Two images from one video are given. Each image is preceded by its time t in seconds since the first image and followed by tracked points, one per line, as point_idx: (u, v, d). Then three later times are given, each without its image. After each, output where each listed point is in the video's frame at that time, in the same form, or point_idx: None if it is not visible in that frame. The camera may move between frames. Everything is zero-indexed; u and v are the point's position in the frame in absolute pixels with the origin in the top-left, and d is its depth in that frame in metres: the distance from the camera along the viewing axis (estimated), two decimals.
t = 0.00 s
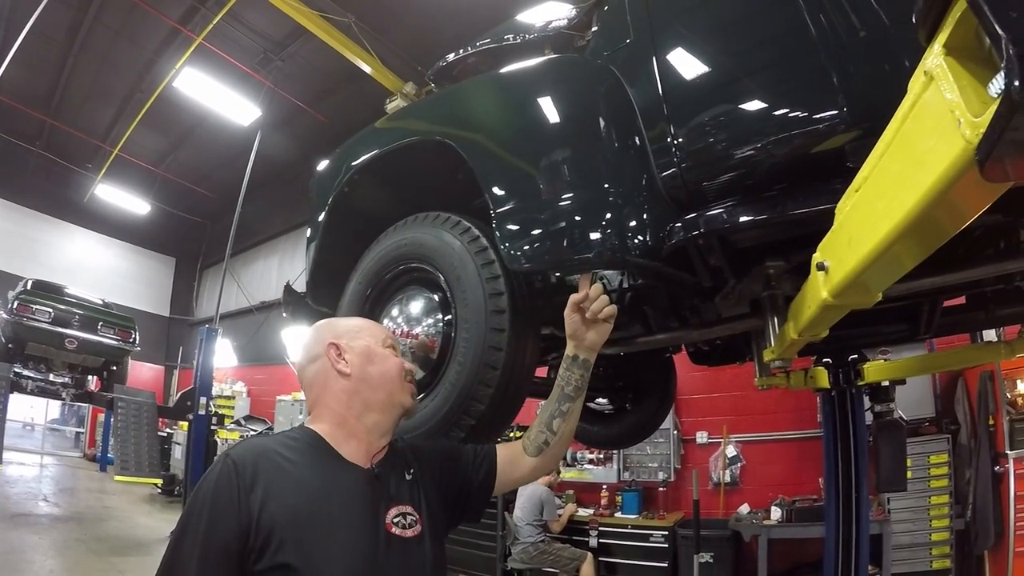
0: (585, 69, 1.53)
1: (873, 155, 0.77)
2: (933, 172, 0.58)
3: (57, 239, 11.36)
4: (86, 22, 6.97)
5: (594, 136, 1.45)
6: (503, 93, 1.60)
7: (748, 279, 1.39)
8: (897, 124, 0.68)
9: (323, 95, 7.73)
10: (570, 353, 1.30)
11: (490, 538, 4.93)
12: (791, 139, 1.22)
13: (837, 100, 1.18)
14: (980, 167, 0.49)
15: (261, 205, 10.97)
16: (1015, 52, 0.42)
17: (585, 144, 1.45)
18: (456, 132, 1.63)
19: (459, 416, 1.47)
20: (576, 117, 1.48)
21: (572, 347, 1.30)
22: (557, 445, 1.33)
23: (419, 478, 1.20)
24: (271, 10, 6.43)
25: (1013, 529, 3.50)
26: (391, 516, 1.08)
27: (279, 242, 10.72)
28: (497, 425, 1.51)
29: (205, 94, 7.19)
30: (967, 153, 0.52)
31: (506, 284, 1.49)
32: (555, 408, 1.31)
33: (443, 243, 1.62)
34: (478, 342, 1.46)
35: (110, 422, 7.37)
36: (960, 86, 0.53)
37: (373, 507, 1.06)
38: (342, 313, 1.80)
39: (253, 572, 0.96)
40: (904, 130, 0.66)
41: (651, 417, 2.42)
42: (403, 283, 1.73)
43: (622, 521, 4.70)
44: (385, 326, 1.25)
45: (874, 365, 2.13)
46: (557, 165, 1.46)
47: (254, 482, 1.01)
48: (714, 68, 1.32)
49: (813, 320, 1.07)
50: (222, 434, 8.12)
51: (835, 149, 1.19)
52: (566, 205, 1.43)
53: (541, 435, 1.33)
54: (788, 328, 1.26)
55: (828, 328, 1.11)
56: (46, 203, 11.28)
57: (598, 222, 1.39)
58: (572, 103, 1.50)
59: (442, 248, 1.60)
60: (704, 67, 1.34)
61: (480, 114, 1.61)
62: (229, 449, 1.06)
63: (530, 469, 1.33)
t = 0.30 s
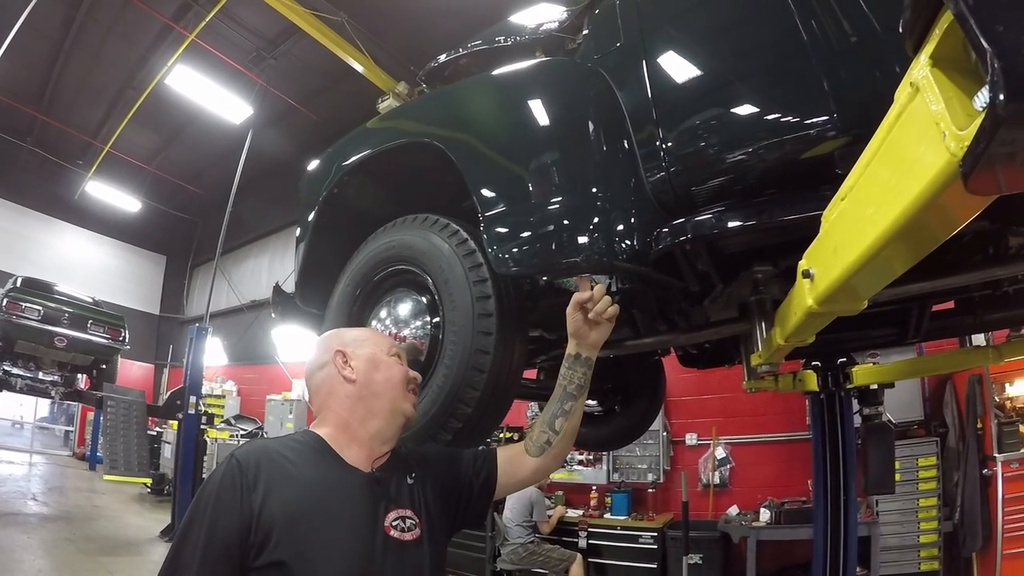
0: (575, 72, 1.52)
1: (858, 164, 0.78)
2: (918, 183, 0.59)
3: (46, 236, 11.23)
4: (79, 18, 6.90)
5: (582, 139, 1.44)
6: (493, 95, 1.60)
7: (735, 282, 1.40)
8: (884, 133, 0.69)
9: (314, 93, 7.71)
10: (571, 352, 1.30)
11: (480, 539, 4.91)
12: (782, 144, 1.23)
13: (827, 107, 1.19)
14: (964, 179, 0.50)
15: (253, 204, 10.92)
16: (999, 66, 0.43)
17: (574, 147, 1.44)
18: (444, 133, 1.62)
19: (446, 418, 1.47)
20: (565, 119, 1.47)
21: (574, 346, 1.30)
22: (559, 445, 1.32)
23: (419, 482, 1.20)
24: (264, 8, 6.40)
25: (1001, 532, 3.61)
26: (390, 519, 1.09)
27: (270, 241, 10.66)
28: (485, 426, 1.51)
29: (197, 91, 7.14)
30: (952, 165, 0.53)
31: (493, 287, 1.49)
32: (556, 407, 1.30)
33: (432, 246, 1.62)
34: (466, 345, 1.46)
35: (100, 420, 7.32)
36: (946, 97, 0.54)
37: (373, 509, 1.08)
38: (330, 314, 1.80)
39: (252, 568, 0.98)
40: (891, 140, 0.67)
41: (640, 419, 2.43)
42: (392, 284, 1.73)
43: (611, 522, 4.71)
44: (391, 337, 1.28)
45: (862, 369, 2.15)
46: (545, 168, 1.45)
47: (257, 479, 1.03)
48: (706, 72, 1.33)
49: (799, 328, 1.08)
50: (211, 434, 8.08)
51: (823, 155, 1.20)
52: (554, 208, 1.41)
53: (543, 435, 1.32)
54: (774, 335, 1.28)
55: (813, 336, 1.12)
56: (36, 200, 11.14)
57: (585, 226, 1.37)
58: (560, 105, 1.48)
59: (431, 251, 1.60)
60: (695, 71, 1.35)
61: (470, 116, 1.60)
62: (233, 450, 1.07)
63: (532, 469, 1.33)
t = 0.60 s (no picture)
0: (567, 73, 1.52)
1: (850, 168, 0.79)
2: (909, 188, 0.60)
3: (36, 233, 11.11)
4: (72, 13, 6.84)
5: (575, 139, 1.44)
6: (486, 95, 1.59)
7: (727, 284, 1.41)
8: (876, 137, 0.69)
9: (308, 92, 7.69)
10: (573, 348, 1.33)
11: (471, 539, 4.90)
12: (775, 146, 1.24)
13: (820, 110, 1.20)
14: (956, 184, 0.50)
15: (245, 202, 10.87)
16: (991, 72, 0.44)
17: (566, 148, 1.44)
18: (437, 132, 1.61)
19: (438, 418, 1.47)
20: (557, 119, 1.46)
21: (577, 342, 1.33)
22: (561, 441, 1.35)
23: (422, 482, 1.20)
24: (259, 6, 6.37)
25: (990, 534, 3.64)
26: (393, 516, 1.09)
27: (262, 239, 10.62)
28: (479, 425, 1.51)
29: (191, 89, 7.09)
30: (945, 170, 0.53)
31: (485, 288, 1.49)
32: (558, 403, 1.33)
33: (423, 246, 1.61)
34: (458, 346, 1.45)
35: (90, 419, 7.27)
36: (938, 101, 0.55)
37: (375, 507, 1.08)
38: (321, 315, 1.79)
39: (253, 564, 0.99)
40: (882, 143, 0.67)
41: (631, 420, 2.44)
42: (383, 284, 1.72)
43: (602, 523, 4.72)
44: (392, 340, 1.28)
45: (853, 371, 2.18)
46: (537, 168, 1.44)
47: (259, 478, 1.04)
48: (698, 74, 1.34)
49: (790, 329, 1.09)
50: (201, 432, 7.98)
51: (816, 158, 1.21)
52: (547, 209, 1.40)
53: (546, 430, 1.34)
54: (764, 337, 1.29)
55: (804, 338, 1.13)
56: (27, 197, 11.00)
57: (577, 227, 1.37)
58: (553, 106, 1.48)
59: (423, 251, 1.60)
60: (688, 72, 1.36)
61: (463, 115, 1.60)
62: (238, 449, 1.08)
63: (534, 464, 1.35)
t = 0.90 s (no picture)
0: (564, 76, 1.53)
1: (848, 176, 0.79)
2: (906, 200, 0.61)
3: (26, 229, 10.99)
4: (65, 8, 6.78)
5: (571, 142, 1.44)
6: (481, 98, 1.60)
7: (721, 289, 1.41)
8: (874, 148, 0.70)
9: (300, 90, 7.66)
10: (583, 361, 1.35)
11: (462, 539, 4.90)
12: (769, 152, 1.24)
13: (815, 117, 1.21)
14: (953, 200, 0.51)
15: (236, 200, 10.80)
16: (992, 90, 0.45)
17: (561, 151, 1.44)
18: (432, 134, 1.61)
19: (432, 420, 1.47)
20: (553, 122, 1.46)
21: (587, 355, 1.35)
22: (564, 448, 1.40)
23: (426, 486, 1.26)
24: (252, 3, 6.33)
25: (979, 536, 3.69)
26: (397, 521, 1.15)
27: (253, 237, 10.57)
28: (471, 429, 1.51)
29: (184, 86, 7.05)
30: (941, 185, 0.54)
31: (479, 290, 1.49)
32: (565, 413, 1.37)
33: (418, 248, 1.61)
34: (452, 348, 1.45)
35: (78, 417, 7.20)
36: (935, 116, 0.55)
37: (381, 512, 1.14)
38: (314, 317, 1.78)
39: (259, 564, 1.04)
40: (881, 154, 0.68)
41: (623, 422, 2.46)
42: (377, 285, 1.72)
43: (592, 523, 4.73)
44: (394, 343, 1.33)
45: (843, 374, 2.19)
46: (533, 171, 1.44)
47: (265, 478, 1.10)
48: (694, 79, 1.35)
49: (783, 335, 1.10)
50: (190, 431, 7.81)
51: (810, 165, 1.22)
52: (542, 212, 1.41)
53: (549, 439, 1.39)
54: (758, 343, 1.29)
55: (795, 344, 1.14)
56: (16, 192, 10.90)
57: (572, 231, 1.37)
58: (549, 108, 1.48)
59: (417, 252, 1.60)
60: (683, 76, 1.36)
61: (458, 117, 1.60)
62: (245, 451, 1.13)
63: (537, 471, 1.40)
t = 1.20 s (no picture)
0: (559, 79, 1.53)
1: (847, 187, 0.79)
2: (907, 215, 0.61)
3: (13, 225, 10.86)
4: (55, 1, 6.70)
5: (566, 145, 1.43)
6: (474, 99, 1.60)
7: (714, 294, 1.42)
8: (873, 162, 0.70)
9: (291, 88, 7.62)
10: (579, 352, 1.43)
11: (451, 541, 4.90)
12: (762, 159, 1.25)
13: (809, 125, 1.22)
14: (955, 216, 0.52)
15: (226, 197, 10.72)
16: (997, 111, 0.45)
17: (556, 154, 1.43)
18: (426, 136, 1.60)
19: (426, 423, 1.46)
20: (547, 125, 1.46)
21: (584, 346, 1.44)
22: (559, 442, 1.47)
23: (425, 491, 1.31)
24: None
25: (966, 538, 3.75)
26: (396, 527, 1.19)
27: (243, 235, 10.51)
28: (464, 433, 1.50)
29: (174, 82, 6.99)
30: (943, 202, 0.54)
31: (473, 293, 1.48)
32: (560, 405, 1.45)
33: (411, 250, 1.60)
34: (445, 353, 1.44)
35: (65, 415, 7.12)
36: (936, 134, 0.55)
37: (381, 517, 1.18)
38: (306, 318, 1.78)
39: (258, 567, 1.07)
40: (881, 168, 0.68)
41: (612, 424, 2.46)
42: (369, 287, 1.71)
43: (581, 525, 4.74)
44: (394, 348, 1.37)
45: (833, 377, 2.20)
46: (527, 174, 1.44)
47: (265, 483, 1.14)
48: (688, 84, 1.36)
49: (777, 342, 1.10)
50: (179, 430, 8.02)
51: (803, 173, 1.23)
52: (537, 217, 1.40)
53: (545, 431, 1.47)
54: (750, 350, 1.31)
55: (790, 352, 1.15)
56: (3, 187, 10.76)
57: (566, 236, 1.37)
58: (544, 111, 1.48)
59: (410, 255, 1.59)
60: (678, 81, 1.37)
61: (452, 119, 1.59)
62: (245, 456, 1.18)
63: (533, 463, 1.47)
